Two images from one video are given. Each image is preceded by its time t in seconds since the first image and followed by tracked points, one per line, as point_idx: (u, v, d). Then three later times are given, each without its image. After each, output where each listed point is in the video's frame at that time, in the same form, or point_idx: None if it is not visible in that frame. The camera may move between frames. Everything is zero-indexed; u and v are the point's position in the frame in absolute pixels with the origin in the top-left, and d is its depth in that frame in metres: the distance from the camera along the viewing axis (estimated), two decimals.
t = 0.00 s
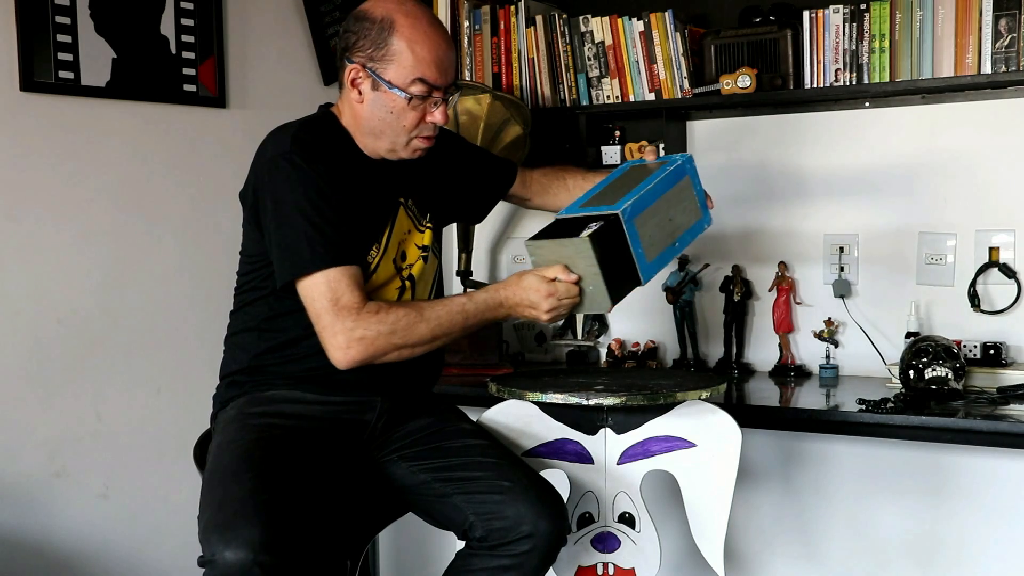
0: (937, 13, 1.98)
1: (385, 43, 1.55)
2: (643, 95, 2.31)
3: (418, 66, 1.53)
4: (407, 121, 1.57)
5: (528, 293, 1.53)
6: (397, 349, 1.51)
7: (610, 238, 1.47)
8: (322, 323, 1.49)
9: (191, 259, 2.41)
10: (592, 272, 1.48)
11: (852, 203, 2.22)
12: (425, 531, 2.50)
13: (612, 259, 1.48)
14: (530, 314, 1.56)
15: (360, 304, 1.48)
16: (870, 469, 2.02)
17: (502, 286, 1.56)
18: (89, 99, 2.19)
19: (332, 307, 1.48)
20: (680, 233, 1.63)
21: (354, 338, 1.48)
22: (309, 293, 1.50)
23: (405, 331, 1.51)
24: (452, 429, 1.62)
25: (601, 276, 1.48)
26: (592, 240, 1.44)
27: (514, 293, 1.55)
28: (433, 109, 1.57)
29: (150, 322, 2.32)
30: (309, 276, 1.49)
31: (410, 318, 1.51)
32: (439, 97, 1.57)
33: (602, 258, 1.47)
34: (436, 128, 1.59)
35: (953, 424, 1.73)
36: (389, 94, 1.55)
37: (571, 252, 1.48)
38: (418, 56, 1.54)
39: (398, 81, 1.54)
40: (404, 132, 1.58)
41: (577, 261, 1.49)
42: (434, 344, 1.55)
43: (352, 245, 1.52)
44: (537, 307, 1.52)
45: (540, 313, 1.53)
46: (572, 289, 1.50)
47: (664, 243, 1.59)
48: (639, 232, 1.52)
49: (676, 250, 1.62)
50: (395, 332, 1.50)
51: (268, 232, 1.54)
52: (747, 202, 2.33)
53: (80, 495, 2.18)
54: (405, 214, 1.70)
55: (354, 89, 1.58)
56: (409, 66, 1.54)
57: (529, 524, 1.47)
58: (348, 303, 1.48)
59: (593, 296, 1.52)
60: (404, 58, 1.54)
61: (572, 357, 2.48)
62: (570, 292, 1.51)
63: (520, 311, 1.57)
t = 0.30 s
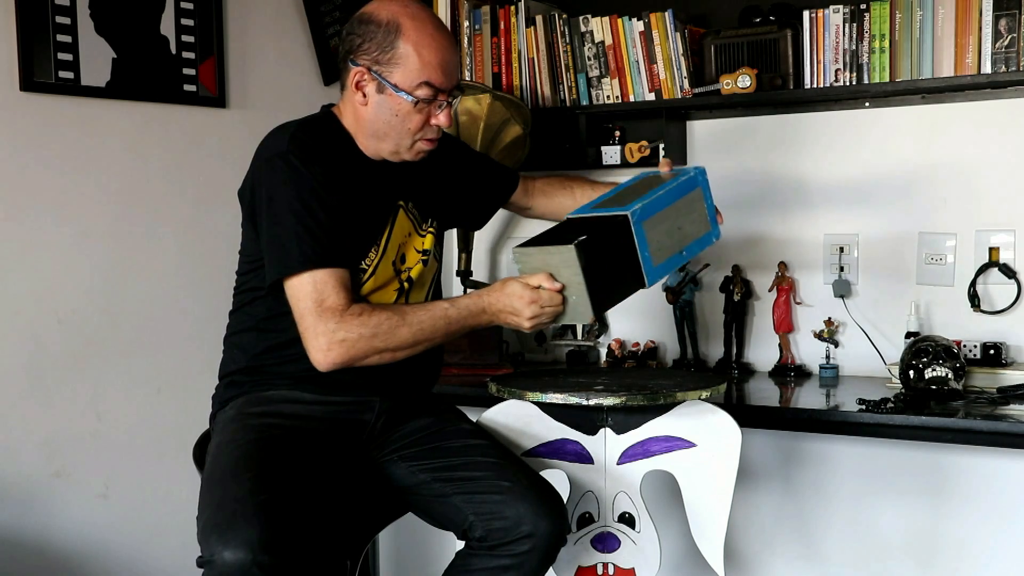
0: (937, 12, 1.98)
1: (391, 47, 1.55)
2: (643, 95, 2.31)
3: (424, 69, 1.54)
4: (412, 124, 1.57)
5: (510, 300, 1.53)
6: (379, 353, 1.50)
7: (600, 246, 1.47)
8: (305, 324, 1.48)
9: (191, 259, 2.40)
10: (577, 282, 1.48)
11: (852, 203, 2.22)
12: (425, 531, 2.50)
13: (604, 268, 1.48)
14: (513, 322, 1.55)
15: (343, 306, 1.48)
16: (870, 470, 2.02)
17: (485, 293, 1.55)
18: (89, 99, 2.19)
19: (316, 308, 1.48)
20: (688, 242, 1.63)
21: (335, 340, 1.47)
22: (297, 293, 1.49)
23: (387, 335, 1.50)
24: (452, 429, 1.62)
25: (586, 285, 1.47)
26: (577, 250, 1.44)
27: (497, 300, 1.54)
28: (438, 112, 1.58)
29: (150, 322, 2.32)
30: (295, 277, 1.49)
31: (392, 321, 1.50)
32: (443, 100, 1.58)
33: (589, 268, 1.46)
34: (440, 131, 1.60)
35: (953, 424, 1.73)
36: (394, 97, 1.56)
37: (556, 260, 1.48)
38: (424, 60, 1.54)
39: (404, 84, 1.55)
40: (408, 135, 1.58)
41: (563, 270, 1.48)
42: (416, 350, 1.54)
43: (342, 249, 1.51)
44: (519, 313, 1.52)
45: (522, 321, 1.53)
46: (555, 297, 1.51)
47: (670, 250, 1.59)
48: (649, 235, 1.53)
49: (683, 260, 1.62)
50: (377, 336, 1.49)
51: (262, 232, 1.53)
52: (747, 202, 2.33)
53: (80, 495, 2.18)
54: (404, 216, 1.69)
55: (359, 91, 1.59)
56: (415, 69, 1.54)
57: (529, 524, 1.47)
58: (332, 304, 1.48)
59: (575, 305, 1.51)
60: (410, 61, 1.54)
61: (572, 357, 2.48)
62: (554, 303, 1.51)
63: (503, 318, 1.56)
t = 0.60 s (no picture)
0: (936, 12, 1.98)
1: (401, 52, 1.57)
2: (643, 95, 2.31)
3: (435, 76, 1.56)
4: (421, 129, 1.59)
5: (498, 304, 1.53)
6: (366, 354, 1.50)
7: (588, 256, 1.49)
8: (296, 323, 1.48)
9: (191, 259, 2.40)
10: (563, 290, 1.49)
11: (852, 203, 2.22)
12: (425, 531, 2.50)
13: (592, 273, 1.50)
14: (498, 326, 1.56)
15: (333, 307, 1.48)
16: (870, 469, 2.02)
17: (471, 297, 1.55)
18: (89, 99, 2.19)
19: (307, 308, 1.47)
20: (693, 258, 1.64)
21: (323, 340, 1.47)
22: (290, 293, 1.49)
23: (376, 336, 1.49)
24: (453, 429, 1.62)
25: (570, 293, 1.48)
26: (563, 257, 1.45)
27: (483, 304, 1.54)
28: (446, 118, 1.60)
29: (150, 322, 2.32)
30: (287, 276, 1.49)
31: (382, 322, 1.49)
32: (452, 106, 1.60)
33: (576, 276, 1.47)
34: (447, 136, 1.62)
35: (953, 424, 1.73)
36: (404, 103, 1.57)
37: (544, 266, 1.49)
38: (435, 67, 1.56)
39: (415, 90, 1.56)
40: (416, 139, 1.60)
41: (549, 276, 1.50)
42: (403, 352, 1.54)
43: (337, 251, 1.52)
44: (506, 317, 1.53)
45: (508, 324, 1.53)
46: (541, 303, 1.51)
47: (674, 262, 1.61)
48: (652, 246, 1.55)
49: (685, 275, 1.64)
50: (366, 337, 1.48)
51: (264, 231, 1.53)
52: (747, 202, 2.34)
53: (80, 494, 2.18)
54: (407, 218, 1.69)
55: (368, 96, 1.59)
56: (426, 76, 1.56)
57: (530, 523, 1.47)
58: (323, 304, 1.47)
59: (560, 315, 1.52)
60: (421, 68, 1.56)
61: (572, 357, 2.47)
62: (542, 308, 1.52)
63: (490, 322, 1.56)
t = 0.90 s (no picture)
0: (937, 12, 1.98)
1: (407, 53, 1.57)
2: (643, 95, 2.31)
3: (440, 76, 1.56)
4: (426, 130, 1.59)
5: (491, 287, 1.54)
6: (367, 347, 1.50)
7: (573, 236, 1.51)
8: (296, 320, 1.48)
9: (191, 259, 2.40)
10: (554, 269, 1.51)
11: (851, 203, 2.21)
12: (425, 532, 2.50)
13: (578, 252, 1.50)
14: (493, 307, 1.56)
15: (332, 302, 1.48)
16: (870, 470, 2.02)
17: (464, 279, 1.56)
18: (89, 99, 2.19)
19: (307, 306, 1.47)
20: (687, 235, 1.57)
21: (324, 337, 1.47)
22: (290, 291, 1.49)
23: (376, 329, 1.50)
24: (453, 429, 1.62)
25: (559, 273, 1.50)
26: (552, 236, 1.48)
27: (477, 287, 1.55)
28: (451, 118, 1.60)
29: (150, 322, 2.32)
30: (285, 276, 1.49)
31: (380, 315, 1.50)
32: (457, 107, 1.60)
33: (565, 254, 1.50)
34: (452, 137, 1.62)
35: (953, 424, 1.73)
36: (410, 104, 1.57)
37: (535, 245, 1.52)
38: (441, 67, 1.56)
39: (421, 91, 1.56)
40: (421, 140, 1.60)
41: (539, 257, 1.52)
42: (403, 341, 1.54)
43: (337, 250, 1.52)
44: (499, 298, 1.54)
45: (501, 305, 1.54)
46: (533, 282, 1.53)
47: (666, 240, 1.54)
48: (640, 225, 1.49)
49: (679, 252, 1.56)
50: (365, 330, 1.49)
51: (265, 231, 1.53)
52: (747, 202, 2.34)
53: (80, 494, 2.18)
54: (409, 216, 1.69)
55: (372, 97, 1.59)
56: (432, 77, 1.56)
57: (530, 524, 1.47)
58: (323, 301, 1.47)
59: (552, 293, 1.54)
60: (427, 68, 1.56)
61: (572, 357, 2.46)
62: (534, 287, 1.53)
63: (484, 304, 1.57)
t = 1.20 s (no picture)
0: (936, 12, 1.98)
1: (409, 50, 1.57)
2: (643, 95, 2.31)
3: (442, 74, 1.56)
4: (428, 128, 1.60)
5: (488, 275, 1.55)
6: (368, 341, 1.50)
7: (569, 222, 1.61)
8: (297, 316, 1.48)
9: (191, 259, 2.40)
10: (549, 247, 1.60)
11: (851, 203, 2.22)
12: (425, 532, 2.50)
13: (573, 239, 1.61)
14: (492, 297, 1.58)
15: (332, 296, 1.48)
16: (870, 470, 2.02)
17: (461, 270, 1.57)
18: (89, 99, 2.19)
19: (307, 300, 1.48)
20: (687, 235, 1.62)
21: (325, 331, 1.47)
22: (290, 288, 1.49)
23: (376, 322, 1.50)
24: (453, 429, 1.62)
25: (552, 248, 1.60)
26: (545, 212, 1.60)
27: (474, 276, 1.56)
28: (452, 116, 1.61)
29: (150, 322, 2.32)
30: (285, 272, 1.49)
31: (380, 307, 1.50)
32: (458, 105, 1.61)
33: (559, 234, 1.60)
34: (453, 135, 1.63)
35: (953, 424, 1.73)
36: (412, 101, 1.57)
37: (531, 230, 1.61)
38: (443, 65, 1.56)
39: (422, 88, 1.56)
40: (422, 138, 1.60)
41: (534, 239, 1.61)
42: (404, 334, 1.54)
43: (337, 249, 1.52)
44: (496, 284, 1.56)
45: (499, 291, 1.56)
46: (530, 265, 1.57)
47: (664, 236, 1.62)
48: (635, 218, 1.61)
49: (679, 252, 1.62)
50: (366, 323, 1.49)
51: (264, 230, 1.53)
52: (747, 202, 2.34)
53: (80, 494, 2.18)
54: (410, 216, 1.69)
55: (374, 94, 1.59)
56: (433, 74, 1.56)
57: (530, 523, 1.47)
58: (323, 295, 1.48)
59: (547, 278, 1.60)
60: (429, 66, 1.56)
61: (572, 357, 2.46)
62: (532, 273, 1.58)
63: (482, 294, 1.58)
